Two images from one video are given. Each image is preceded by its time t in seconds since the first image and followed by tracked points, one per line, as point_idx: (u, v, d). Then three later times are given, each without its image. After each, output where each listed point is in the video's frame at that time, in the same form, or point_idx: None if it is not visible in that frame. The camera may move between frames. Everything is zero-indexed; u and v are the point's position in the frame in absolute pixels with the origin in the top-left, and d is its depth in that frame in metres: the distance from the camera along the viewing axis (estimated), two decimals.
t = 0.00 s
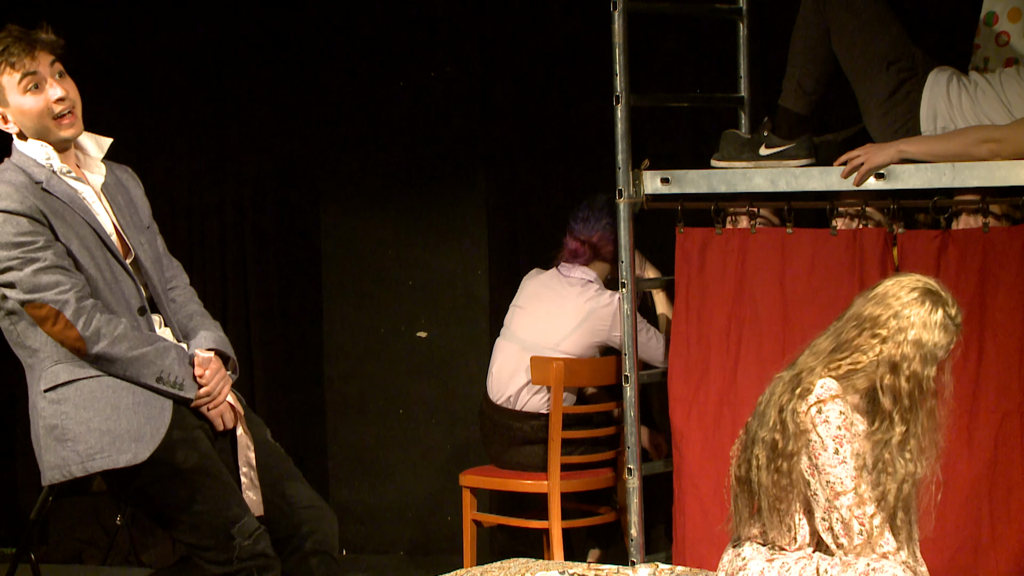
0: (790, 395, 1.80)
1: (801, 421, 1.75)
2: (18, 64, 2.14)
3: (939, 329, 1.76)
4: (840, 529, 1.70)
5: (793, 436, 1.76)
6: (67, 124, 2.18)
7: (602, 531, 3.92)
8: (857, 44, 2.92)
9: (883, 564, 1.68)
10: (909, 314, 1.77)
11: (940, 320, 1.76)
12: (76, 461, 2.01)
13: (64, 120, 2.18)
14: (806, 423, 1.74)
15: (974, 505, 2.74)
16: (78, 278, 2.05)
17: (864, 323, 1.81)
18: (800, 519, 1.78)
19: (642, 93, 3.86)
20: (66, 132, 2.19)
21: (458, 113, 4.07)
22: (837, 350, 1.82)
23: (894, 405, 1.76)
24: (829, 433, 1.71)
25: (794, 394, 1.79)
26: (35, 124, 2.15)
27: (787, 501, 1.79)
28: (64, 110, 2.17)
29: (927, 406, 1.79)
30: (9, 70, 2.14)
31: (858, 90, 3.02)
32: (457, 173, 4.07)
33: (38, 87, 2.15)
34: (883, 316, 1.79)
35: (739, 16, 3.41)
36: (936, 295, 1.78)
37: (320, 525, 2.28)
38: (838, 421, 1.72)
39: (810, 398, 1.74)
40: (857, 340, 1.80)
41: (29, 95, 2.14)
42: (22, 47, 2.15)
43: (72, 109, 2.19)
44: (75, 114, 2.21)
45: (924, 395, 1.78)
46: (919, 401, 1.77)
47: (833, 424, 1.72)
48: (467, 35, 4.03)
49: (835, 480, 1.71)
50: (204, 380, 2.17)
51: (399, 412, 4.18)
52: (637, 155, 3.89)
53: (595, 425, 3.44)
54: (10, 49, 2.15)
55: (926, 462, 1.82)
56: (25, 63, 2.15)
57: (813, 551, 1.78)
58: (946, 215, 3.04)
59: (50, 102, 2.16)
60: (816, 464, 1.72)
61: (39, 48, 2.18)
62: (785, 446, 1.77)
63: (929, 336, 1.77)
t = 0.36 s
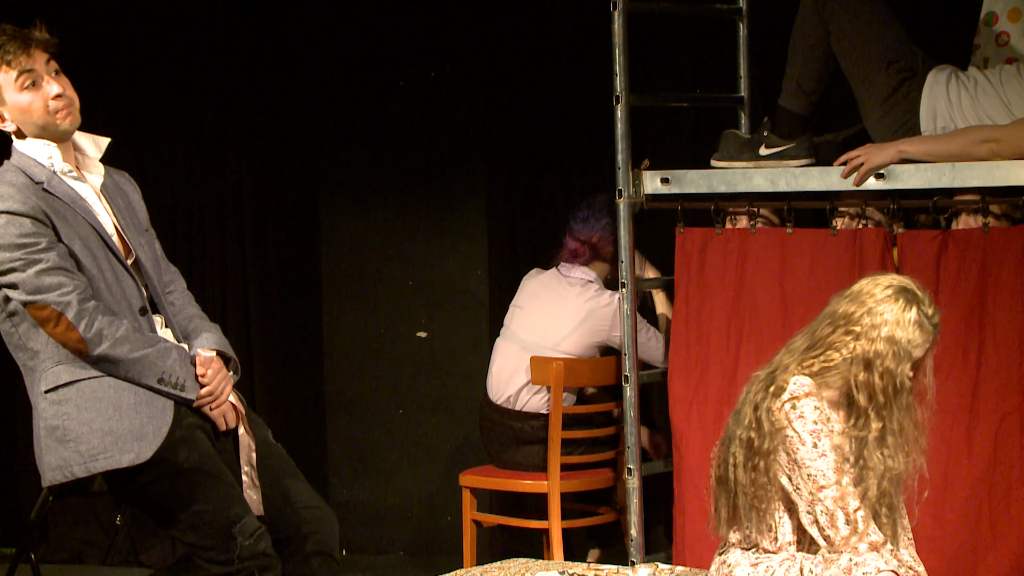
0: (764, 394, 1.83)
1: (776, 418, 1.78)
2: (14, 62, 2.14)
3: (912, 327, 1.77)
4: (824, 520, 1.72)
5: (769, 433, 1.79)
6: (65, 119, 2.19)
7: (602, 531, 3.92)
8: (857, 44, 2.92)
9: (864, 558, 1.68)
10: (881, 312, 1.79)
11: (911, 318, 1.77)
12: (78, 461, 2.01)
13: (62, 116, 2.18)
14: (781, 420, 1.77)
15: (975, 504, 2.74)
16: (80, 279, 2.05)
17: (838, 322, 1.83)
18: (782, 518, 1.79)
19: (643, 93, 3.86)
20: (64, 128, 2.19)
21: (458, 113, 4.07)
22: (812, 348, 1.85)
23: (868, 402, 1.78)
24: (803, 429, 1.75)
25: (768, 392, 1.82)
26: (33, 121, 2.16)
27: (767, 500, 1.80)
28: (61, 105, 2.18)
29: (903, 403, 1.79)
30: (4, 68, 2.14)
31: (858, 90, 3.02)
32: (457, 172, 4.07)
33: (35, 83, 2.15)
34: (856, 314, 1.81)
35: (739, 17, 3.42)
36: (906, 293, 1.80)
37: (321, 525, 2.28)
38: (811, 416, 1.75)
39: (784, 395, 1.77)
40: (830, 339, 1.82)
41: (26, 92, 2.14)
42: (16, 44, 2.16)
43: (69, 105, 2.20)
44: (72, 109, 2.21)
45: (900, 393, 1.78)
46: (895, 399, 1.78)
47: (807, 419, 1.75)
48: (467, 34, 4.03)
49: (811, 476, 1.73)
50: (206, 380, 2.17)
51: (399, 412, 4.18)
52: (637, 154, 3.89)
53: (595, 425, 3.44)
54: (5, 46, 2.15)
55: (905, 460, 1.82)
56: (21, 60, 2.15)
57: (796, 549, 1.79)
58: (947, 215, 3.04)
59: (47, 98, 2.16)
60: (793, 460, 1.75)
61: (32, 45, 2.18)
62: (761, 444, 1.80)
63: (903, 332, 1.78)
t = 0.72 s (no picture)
0: (743, 395, 1.92)
1: (758, 416, 1.87)
2: (42, 58, 2.15)
3: (877, 315, 1.89)
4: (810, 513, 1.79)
5: (751, 431, 1.88)
6: (90, 117, 2.19)
7: (602, 531, 3.92)
8: (858, 44, 2.92)
9: (847, 557, 1.76)
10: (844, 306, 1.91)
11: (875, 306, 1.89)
12: (77, 464, 2.02)
13: (88, 113, 2.19)
14: (762, 418, 1.86)
15: (975, 504, 2.74)
16: (90, 283, 2.05)
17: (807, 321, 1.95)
18: (764, 515, 1.89)
19: (643, 93, 3.86)
20: (88, 125, 2.20)
21: (458, 112, 4.07)
22: (782, 349, 1.96)
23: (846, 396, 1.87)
24: (784, 424, 1.83)
25: (748, 392, 1.91)
26: (58, 118, 2.16)
27: (750, 498, 1.89)
28: (88, 103, 2.19)
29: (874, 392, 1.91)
30: (32, 64, 2.15)
31: (858, 90, 3.02)
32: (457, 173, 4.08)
33: (63, 80, 2.17)
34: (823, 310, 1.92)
35: (740, 17, 3.42)
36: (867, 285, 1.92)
37: (322, 527, 2.27)
38: (791, 412, 1.84)
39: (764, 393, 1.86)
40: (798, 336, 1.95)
41: (53, 88, 2.16)
42: (45, 40, 2.17)
43: (95, 103, 2.20)
44: (98, 108, 2.22)
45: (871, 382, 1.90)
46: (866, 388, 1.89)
47: (789, 415, 1.83)
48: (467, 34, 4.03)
49: (795, 472, 1.81)
50: (209, 389, 2.17)
51: (399, 412, 4.18)
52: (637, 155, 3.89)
53: (596, 425, 3.44)
54: (34, 42, 2.16)
55: (878, 449, 1.93)
56: (49, 57, 2.16)
57: (782, 547, 1.88)
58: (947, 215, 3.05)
59: (74, 95, 2.17)
60: (775, 456, 1.83)
61: (61, 42, 2.20)
62: (743, 444, 1.89)
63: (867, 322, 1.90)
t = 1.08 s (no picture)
0: (755, 390, 1.97)
1: (771, 410, 1.92)
2: (50, 61, 2.15)
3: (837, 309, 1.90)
4: (819, 507, 1.83)
5: (764, 425, 1.92)
6: (94, 121, 2.20)
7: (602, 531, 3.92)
8: (859, 43, 2.92)
9: (852, 558, 1.79)
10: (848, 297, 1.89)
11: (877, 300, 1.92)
12: (77, 463, 2.02)
13: (91, 118, 2.20)
14: (775, 412, 1.91)
15: (976, 502, 2.74)
16: (91, 282, 2.05)
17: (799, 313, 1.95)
18: (771, 509, 1.92)
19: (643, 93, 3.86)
20: (91, 129, 2.21)
21: (458, 112, 4.07)
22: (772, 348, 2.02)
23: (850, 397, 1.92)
24: (797, 417, 1.88)
25: (760, 387, 1.96)
26: (62, 120, 2.17)
27: (762, 494, 1.92)
28: (92, 107, 2.19)
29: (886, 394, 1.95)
30: (40, 66, 2.15)
31: (859, 90, 3.02)
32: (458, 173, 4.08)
33: (69, 83, 2.17)
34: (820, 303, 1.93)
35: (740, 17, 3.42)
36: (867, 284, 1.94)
37: (323, 527, 2.28)
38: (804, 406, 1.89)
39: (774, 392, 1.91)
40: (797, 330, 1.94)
41: (59, 91, 2.16)
42: (53, 42, 2.17)
43: (100, 108, 2.21)
44: (102, 113, 2.22)
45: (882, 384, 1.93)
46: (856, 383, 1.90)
47: (796, 412, 1.89)
48: (468, 34, 4.03)
49: (808, 467, 1.86)
50: (209, 389, 2.17)
51: (400, 412, 4.18)
52: (638, 154, 3.89)
53: (596, 425, 3.44)
54: (43, 43, 2.16)
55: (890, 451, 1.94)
56: (58, 59, 2.16)
57: (783, 542, 1.91)
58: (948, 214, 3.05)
59: (80, 99, 2.17)
60: (788, 450, 1.88)
61: (70, 45, 2.19)
62: (756, 438, 1.93)
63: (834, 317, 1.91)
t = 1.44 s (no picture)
0: (758, 392, 1.95)
1: (774, 412, 1.90)
2: (44, 63, 2.16)
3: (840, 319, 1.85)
4: (824, 509, 1.81)
5: (767, 427, 1.92)
6: (91, 123, 2.21)
7: (603, 531, 3.93)
8: (859, 44, 2.92)
9: (857, 561, 1.78)
10: (845, 314, 1.84)
11: (873, 315, 1.86)
12: (75, 459, 2.02)
13: (88, 119, 2.20)
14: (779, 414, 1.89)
15: (975, 500, 2.74)
16: (91, 279, 2.05)
17: (795, 322, 1.91)
18: (775, 510, 1.91)
19: (643, 93, 3.86)
20: (88, 131, 2.21)
21: (458, 112, 4.07)
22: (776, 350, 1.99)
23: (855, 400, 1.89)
24: (802, 419, 1.85)
25: (763, 390, 1.94)
26: (59, 123, 2.17)
27: (766, 495, 1.91)
28: (88, 109, 2.20)
29: (890, 400, 1.91)
30: (35, 68, 2.15)
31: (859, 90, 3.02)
32: (458, 173, 4.09)
33: (65, 85, 2.17)
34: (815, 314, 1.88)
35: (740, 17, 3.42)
36: (863, 292, 1.89)
37: (324, 525, 2.28)
38: (810, 408, 1.86)
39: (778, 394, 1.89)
40: (794, 337, 1.91)
41: (55, 93, 2.16)
42: (47, 45, 2.17)
43: (96, 110, 2.22)
44: (98, 115, 2.23)
45: (884, 390, 1.90)
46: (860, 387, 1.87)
47: (799, 415, 1.86)
48: (468, 34, 4.03)
49: (812, 469, 1.84)
50: (209, 387, 2.17)
51: (400, 412, 4.18)
52: (638, 155, 3.89)
53: (596, 425, 3.44)
54: (37, 46, 2.16)
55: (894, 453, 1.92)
56: (52, 61, 2.17)
57: (787, 542, 1.89)
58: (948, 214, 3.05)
59: (76, 101, 2.18)
60: (792, 453, 1.86)
61: (63, 48, 2.20)
62: (759, 440, 1.92)
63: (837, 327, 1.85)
